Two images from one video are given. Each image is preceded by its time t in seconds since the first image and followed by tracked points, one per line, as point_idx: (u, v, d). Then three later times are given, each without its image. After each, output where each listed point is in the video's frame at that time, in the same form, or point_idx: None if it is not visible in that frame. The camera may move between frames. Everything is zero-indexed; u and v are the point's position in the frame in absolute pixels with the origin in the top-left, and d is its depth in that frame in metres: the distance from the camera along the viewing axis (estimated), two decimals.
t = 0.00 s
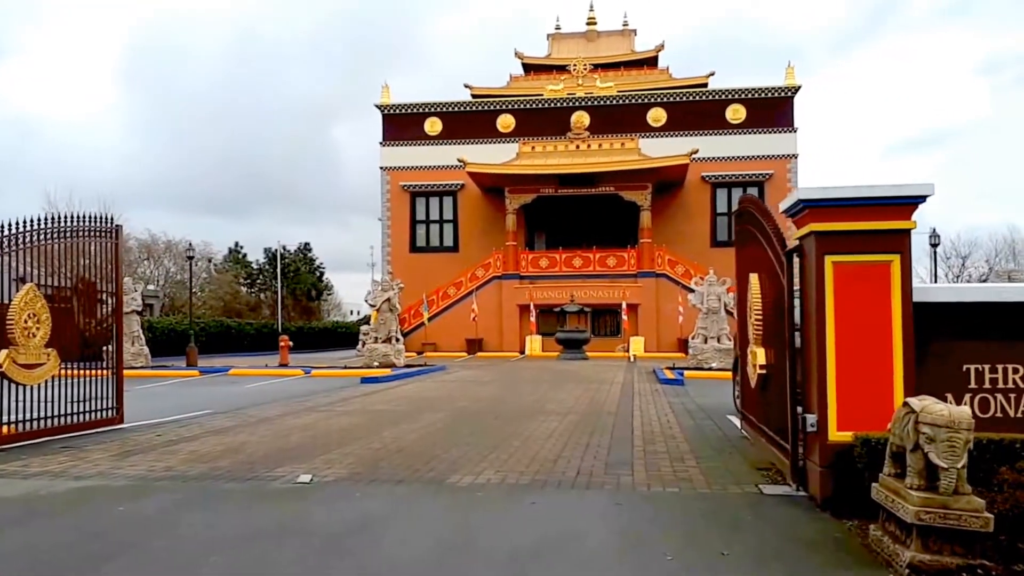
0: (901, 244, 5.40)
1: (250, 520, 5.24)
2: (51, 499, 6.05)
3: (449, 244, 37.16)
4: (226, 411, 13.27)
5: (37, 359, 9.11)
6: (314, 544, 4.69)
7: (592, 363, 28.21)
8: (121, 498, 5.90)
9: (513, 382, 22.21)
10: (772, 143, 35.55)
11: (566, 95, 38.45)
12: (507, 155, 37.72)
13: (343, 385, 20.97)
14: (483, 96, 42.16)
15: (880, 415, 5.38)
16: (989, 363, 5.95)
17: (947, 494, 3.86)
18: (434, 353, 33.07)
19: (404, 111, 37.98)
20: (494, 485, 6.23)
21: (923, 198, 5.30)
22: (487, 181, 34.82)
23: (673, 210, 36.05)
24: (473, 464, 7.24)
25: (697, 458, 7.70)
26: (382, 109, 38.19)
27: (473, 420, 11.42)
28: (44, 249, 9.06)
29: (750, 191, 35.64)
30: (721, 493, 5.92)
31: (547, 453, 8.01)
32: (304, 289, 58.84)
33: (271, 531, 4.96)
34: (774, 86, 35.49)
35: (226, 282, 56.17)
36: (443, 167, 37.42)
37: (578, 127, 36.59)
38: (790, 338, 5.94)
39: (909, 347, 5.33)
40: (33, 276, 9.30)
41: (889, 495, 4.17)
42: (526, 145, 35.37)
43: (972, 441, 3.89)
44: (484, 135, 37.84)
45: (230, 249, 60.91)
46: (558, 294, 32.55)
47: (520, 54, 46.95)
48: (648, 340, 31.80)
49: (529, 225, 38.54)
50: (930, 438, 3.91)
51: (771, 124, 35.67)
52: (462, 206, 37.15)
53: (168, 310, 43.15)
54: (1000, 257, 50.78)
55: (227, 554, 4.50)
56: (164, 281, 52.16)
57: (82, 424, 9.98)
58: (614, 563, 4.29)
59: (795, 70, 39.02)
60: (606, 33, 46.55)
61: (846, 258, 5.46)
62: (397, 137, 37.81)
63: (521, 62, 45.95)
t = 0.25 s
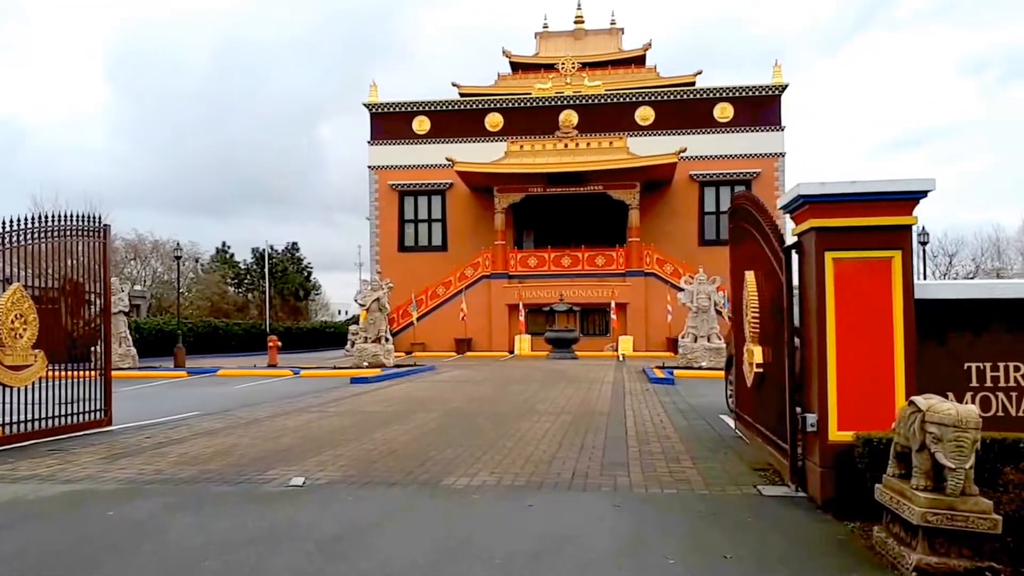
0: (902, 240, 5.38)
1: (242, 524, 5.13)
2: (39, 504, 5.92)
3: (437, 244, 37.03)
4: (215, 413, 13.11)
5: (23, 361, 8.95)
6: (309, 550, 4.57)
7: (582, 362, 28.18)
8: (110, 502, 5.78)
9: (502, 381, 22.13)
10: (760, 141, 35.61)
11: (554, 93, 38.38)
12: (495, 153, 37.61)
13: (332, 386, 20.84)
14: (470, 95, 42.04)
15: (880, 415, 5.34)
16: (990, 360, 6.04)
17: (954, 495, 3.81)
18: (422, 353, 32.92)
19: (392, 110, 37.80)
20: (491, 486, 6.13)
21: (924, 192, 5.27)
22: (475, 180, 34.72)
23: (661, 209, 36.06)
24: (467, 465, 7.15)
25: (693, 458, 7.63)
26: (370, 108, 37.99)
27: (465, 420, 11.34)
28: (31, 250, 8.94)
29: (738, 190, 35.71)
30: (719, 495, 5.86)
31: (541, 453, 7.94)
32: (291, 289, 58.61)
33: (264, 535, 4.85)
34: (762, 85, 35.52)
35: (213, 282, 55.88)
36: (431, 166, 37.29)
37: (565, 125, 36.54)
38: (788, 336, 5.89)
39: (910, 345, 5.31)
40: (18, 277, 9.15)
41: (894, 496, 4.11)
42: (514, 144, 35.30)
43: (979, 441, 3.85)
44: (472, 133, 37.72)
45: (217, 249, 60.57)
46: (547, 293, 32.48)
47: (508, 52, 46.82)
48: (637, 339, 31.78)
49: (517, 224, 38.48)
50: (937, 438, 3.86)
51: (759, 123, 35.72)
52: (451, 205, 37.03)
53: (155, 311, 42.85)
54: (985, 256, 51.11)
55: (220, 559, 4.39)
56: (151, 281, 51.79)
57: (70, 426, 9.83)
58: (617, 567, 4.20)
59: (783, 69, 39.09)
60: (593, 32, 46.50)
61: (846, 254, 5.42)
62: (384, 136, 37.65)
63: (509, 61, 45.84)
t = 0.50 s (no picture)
0: (906, 239, 5.39)
1: (235, 529, 5.03)
2: (28, 508, 5.80)
3: (428, 243, 36.91)
4: (206, 414, 12.98)
5: (11, 363, 8.84)
6: (304, 555, 4.48)
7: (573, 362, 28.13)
8: (101, 506, 5.66)
9: (494, 381, 22.05)
10: (749, 139, 35.62)
11: (544, 92, 38.29)
12: (486, 152, 37.50)
13: (322, 386, 20.71)
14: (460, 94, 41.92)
15: (885, 414, 5.33)
16: (994, 360, 6.02)
17: (965, 497, 3.75)
18: (413, 352, 32.80)
19: (382, 109, 37.64)
20: (488, 488, 6.06)
21: (929, 191, 5.29)
22: (465, 179, 34.62)
23: (651, 208, 36.05)
24: (464, 467, 7.08)
25: (692, 459, 7.59)
26: (360, 107, 37.82)
27: (459, 421, 11.25)
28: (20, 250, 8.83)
29: (727, 189, 35.75)
30: (720, 496, 5.80)
31: (538, 455, 7.87)
32: (280, 289, 58.40)
33: (259, 541, 4.75)
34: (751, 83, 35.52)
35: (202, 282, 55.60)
36: (421, 165, 37.16)
37: (556, 124, 36.44)
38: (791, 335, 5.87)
39: (914, 344, 5.30)
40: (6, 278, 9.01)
41: (903, 498, 4.03)
42: (505, 143, 35.17)
43: (989, 442, 3.79)
44: (462, 132, 37.61)
45: (206, 249, 60.27)
46: (537, 292, 32.42)
47: (497, 51, 46.69)
48: (627, 338, 31.76)
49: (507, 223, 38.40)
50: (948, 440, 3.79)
51: (748, 121, 35.73)
52: (441, 204, 36.91)
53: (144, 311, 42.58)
54: (973, 253, 51.31)
55: (213, 566, 4.29)
56: (140, 282, 51.45)
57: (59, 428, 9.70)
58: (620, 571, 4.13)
59: (772, 67, 39.11)
60: (582, 30, 46.44)
61: (850, 253, 5.43)
62: (374, 135, 37.49)
63: (498, 59, 45.73)
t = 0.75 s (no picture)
0: (910, 237, 5.34)
1: (231, 533, 4.92)
2: (18, 512, 5.68)
3: (420, 242, 36.78)
4: (198, 416, 12.84)
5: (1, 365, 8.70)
6: (302, 560, 4.39)
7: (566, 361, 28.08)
8: (93, 510, 5.55)
9: (487, 380, 21.98)
10: (740, 138, 35.65)
11: (535, 91, 38.22)
12: (478, 151, 37.40)
13: (314, 387, 20.60)
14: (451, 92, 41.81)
15: (889, 414, 5.28)
16: (998, 359, 6.03)
17: (975, 500, 3.70)
18: (405, 352, 32.68)
19: (373, 107, 37.49)
20: (486, 490, 5.98)
21: (933, 188, 5.23)
22: (457, 178, 34.52)
23: (643, 207, 36.02)
24: (461, 468, 7.00)
25: (692, 460, 7.53)
26: (351, 106, 37.66)
27: (454, 422, 11.17)
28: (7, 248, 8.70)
29: (719, 187, 35.78)
30: (722, 497, 5.73)
31: (535, 456, 7.80)
32: (271, 289, 58.19)
33: (257, 546, 4.65)
34: (742, 82, 35.54)
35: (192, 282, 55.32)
36: (413, 164, 37.03)
37: (548, 123, 36.31)
38: (793, 335, 5.81)
39: (918, 343, 5.25)
40: None
41: (911, 500, 3.97)
42: (497, 142, 35.00)
43: (1000, 444, 3.74)
44: (454, 131, 37.50)
45: (196, 248, 59.97)
46: (529, 292, 32.36)
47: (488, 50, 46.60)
48: (619, 338, 31.74)
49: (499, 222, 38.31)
50: (959, 440, 3.74)
51: (738, 120, 35.75)
52: (433, 204, 36.80)
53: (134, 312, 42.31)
54: (961, 252, 51.51)
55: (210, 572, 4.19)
56: (130, 281, 51.11)
57: (49, 429, 9.55)
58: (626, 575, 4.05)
59: (763, 66, 39.15)
60: (573, 29, 46.38)
61: (853, 252, 5.37)
62: (366, 134, 37.35)
63: (490, 58, 45.64)
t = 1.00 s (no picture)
0: (916, 234, 5.27)
1: (228, 540, 4.82)
2: (10, 518, 5.57)
3: (413, 242, 36.67)
4: (192, 417, 12.73)
5: None
6: (302, 567, 4.29)
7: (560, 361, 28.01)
8: (88, 515, 5.44)
9: (481, 381, 21.90)
10: (733, 137, 35.60)
11: (529, 90, 38.13)
12: (471, 150, 37.30)
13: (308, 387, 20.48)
14: (444, 91, 41.70)
15: (895, 415, 5.20)
16: (1004, 359, 5.92)
17: (989, 503, 3.62)
18: (398, 352, 32.55)
19: (366, 106, 37.37)
20: (486, 493, 5.90)
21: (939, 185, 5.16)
22: (451, 178, 34.41)
23: (636, 206, 35.96)
24: (459, 471, 6.91)
25: (693, 461, 7.45)
26: (344, 105, 37.53)
27: (450, 423, 11.07)
28: None
29: (712, 187, 35.75)
30: (727, 500, 5.66)
31: (534, 457, 7.72)
32: (264, 289, 58.05)
33: (255, 552, 4.55)
34: (734, 80, 35.49)
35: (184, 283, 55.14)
36: (406, 164, 36.90)
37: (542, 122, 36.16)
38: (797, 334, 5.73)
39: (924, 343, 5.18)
40: None
41: (923, 504, 3.90)
42: (492, 141, 34.68)
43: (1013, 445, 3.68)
44: (447, 130, 37.39)
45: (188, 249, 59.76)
46: (523, 292, 32.28)
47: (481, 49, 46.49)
48: (613, 338, 31.70)
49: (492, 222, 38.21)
50: (972, 442, 3.67)
51: (731, 119, 35.71)
52: (427, 203, 36.69)
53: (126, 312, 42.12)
54: (953, 251, 51.60)
55: None
56: (122, 282, 50.89)
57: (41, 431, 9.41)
58: None
59: (756, 65, 39.13)
60: (566, 28, 46.30)
61: (858, 249, 5.30)
62: (359, 133, 37.21)
63: (483, 57, 45.54)
